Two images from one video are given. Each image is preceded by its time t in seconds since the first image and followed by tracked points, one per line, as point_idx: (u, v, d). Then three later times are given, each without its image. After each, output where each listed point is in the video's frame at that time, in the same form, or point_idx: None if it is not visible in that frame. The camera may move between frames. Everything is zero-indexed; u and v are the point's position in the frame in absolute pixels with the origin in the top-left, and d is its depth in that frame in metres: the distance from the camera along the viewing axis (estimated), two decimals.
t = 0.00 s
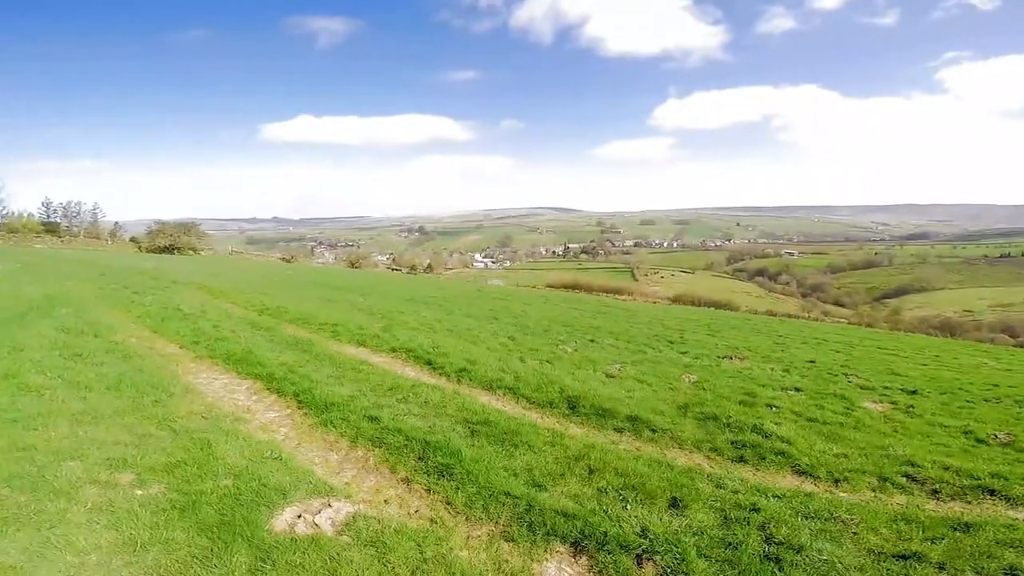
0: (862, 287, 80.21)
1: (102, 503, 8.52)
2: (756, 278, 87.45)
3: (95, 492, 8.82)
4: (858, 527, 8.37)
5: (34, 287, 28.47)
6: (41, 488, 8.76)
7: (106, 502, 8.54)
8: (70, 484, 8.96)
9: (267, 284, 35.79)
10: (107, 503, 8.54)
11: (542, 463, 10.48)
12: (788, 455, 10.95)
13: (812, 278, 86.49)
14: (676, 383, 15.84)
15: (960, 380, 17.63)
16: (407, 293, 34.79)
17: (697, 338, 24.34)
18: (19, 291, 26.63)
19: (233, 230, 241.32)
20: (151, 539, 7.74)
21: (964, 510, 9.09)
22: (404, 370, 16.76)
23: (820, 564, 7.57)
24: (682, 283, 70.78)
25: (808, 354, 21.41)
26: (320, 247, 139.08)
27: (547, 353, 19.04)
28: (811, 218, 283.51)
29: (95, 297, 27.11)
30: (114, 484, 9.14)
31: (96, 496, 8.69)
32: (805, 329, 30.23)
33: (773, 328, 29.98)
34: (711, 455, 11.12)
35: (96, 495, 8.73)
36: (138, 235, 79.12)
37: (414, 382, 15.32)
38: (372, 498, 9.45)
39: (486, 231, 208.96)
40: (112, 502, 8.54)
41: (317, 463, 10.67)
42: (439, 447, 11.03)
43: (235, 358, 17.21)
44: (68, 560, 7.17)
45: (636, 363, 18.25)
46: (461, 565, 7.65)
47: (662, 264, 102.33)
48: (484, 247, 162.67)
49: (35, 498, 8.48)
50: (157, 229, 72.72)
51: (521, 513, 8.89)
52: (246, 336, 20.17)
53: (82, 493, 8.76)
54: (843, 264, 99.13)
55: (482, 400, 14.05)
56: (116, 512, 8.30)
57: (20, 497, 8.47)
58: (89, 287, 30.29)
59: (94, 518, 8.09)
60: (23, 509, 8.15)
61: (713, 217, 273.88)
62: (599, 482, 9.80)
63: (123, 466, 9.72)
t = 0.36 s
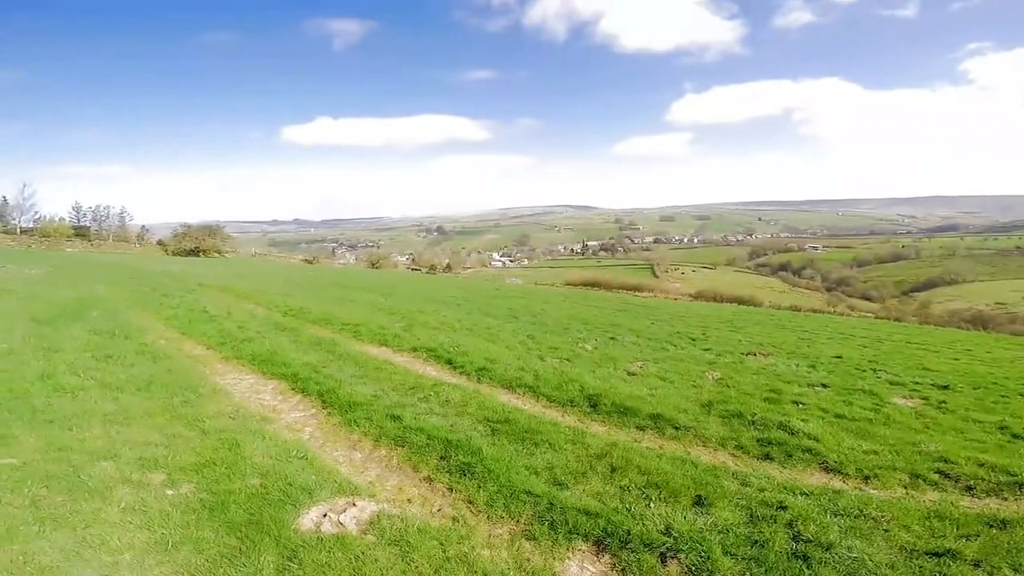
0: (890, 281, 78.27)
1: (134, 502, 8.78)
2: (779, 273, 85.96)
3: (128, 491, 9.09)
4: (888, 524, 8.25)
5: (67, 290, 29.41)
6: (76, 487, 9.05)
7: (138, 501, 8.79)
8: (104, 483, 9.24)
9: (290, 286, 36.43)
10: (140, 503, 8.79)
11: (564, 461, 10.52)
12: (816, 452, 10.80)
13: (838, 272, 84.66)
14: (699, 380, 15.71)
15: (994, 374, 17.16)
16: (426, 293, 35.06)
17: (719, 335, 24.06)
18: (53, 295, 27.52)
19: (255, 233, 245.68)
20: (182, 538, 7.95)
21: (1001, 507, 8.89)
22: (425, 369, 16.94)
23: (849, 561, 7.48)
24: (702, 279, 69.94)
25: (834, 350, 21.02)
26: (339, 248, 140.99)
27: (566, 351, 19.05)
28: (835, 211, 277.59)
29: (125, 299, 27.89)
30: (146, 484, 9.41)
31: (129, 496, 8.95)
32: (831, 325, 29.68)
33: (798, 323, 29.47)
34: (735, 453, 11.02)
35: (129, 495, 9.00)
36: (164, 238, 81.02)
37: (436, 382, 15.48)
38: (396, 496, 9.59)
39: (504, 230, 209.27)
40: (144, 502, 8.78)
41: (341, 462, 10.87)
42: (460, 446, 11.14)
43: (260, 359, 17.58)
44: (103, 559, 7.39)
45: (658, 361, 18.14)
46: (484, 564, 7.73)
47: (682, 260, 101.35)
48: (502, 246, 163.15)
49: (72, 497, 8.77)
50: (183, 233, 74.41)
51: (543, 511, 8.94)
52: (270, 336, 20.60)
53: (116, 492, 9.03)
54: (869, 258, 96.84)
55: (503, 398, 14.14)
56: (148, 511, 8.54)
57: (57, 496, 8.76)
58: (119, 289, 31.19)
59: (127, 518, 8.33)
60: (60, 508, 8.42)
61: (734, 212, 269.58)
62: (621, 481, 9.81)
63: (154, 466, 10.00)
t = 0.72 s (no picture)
0: (915, 283, 76.55)
1: (155, 498, 9.01)
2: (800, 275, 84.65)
3: (149, 487, 9.33)
4: (909, 527, 8.15)
5: (96, 286, 30.27)
6: (100, 483, 9.31)
7: (159, 497, 9.01)
8: (127, 479, 9.49)
9: (309, 284, 36.99)
10: (161, 498, 9.03)
11: (579, 462, 10.54)
12: (836, 455, 10.67)
13: (861, 274, 83.07)
14: (716, 383, 15.58)
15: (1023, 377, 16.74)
16: (443, 292, 35.30)
17: (737, 337, 23.82)
18: (82, 290, 28.35)
19: (275, 231, 249.52)
20: (200, 534, 8.13)
21: None
22: (442, 367, 17.10)
23: (869, 564, 7.40)
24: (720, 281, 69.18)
25: (856, 353, 20.67)
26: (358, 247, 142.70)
27: (582, 352, 19.04)
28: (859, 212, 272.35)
29: (150, 296, 28.62)
30: (167, 479, 9.66)
31: (150, 492, 9.19)
32: (853, 327, 29.16)
33: (819, 326, 29.02)
34: (754, 455, 10.93)
35: (150, 491, 9.24)
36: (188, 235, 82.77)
37: (452, 381, 15.61)
38: (411, 495, 9.71)
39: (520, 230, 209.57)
40: (165, 498, 9.01)
41: (358, 459, 11.03)
42: (476, 445, 11.23)
43: (280, 356, 17.89)
44: (123, 554, 7.58)
45: (675, 363, 18.04)
46: (497, 564, 7.79)
47: (701, 261, 100.46)
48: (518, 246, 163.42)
49: (95, 492, 9.02)
50: (205, 230, 76.00)
51: (557, 511, 8.98)
52: (290, 333, 20.96)
53: (138, 488, 9.28)
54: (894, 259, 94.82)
55: (518, 398, 14.21)
56: (168, 507, 8.75)
57: (81, 491, 9.03)
58: (144, 286, 31.99)
59: (148, 514, 8.54)
60: (84, 503, 8.67)
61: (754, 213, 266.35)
62: (637, 482, 9.80)
63: (174, 462, 10.25)
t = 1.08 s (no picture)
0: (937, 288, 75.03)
1: (173, 492, 9.20)
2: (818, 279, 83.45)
3: (167, 482, 9.52)
4: (926, 533, 8.05)
5: (118, 282, 30.96)
6: (119, 477, 9.51)
7: (176, 492, 9.19)
8: (145, 474, 9.69)
9: (325, 283, 37.40)
10: (178, 493, 9.21)
11: (591, 463, 10.53)
12: (852, 460, 10.52)
13: (881, 278, 81.66)
14: (731, 386, 15.44)
15: None
16: (457, 292, 35.45)
17: (753, 341, 23.57)
18: (104, 286, 28.99)
19: (292, 230, 252.58)
20: (215, 529, 8.28)
21: None
22: (455, 367, 17.19)
23: (884, 570, 7.32)
24: (736, 284, 68.45)
25: (874, 358, 20.34)
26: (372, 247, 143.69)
27: (595, 354, 19.00)
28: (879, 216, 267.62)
29: (170, 292, 29.16)
30: (184, 474, 9.84)
31: (168, 487, 9.37)
32: (873, 332, 28.67)
33: (837, 330, 28.60)
34: (768, 460, 10.82)
35: (168, 485, 9.42)
36: (207, 233, 84.14)
37: (465, 380, 15.68)
38: (423, 493, 9.78)
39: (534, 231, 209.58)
40: (182, 493, 9.19)
41: (372, 457, 11.14)
42: (488, 445, 11.27)
43: (296, 353, 18.13)
44: (140, 547, 7.74)
45: (689, 366, 17.91)
46: (507, 563, 7.82)
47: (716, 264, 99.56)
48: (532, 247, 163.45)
49: (115, 486, 9.22)
50: (225, 228, 77.28)
51: (568, 512, 8.98)
52: (305, 331, 21.21)
53: (155, 482, 9.47)
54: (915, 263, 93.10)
55: (531, 399, 14.23)
56: (184, 502, 8.92)
57: (101, 484, 9.24)
58: (164, 283, 32.59)
59: (164, 508, 8.72)
60: (104, 496, 8.87)
61: (771, 216, 262.77)
62: (649, 484, 9.76)
63: (191, 458, 10.44)
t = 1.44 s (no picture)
0: (963, 292, 73.20)
1: (193, 488, 9.39)
2: (839, 282, 81.99)
3: (187, 478, 9.71)
4: (946, 539, 7.93)
5: (142, 281, 31.66)
6: (141, 472, 9.74)
7: (196, 488, 9.38)
8: (167, 470, 9.92)
9: (343, 283, 37.80)
10: (198, 489, 9.40)
11: (605, 466, 10.51)
12: (872, 465, 10.35)
13: (904, 282, 79.91)
14: (748, 390, 15.28)
15: None
16: (473, 294, 35.58)
17: (771, 345, 23.28)
18: (128, 285, 29.67)
19: (310, 231, 255.69)
20: (233, 526, 8.43)
21: None
22: (470, 368, 17.26)
23: None
24: (754, 287, 67.60)
25: (896, 363, 19.95)
26: (389, 248, 145.26)
27: (611, 357, 18.94)
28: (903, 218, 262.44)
29: (192, 291, 29.74)
30: (204, 471, 10.05)
31: (188, 483, 9.57)
32: (896, 336, 28.10)
33: (858, 335, 28.09)
34: (786, 464, 10.69)
35: (188, 481, 9.62)
36: (228, 234, 85.66)
37: (480, 382, 15.75)
38: (437, 493, 9.85)
39: (550, 233, 209.32)
40: (202, 489, 9.39)
41: (387, 456, 11.26)
42: (502, 446, 11.32)
43: (314, 353, 18.37)
44: (160, 543, 7.91)
45: (706, 369, 17.76)
46: (519, 564, 7.86)
47: (735, 267, 98.35)
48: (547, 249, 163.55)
49: (136, 481, 9.44)
50: (245, 229, 78.53)
51: (581, 514, 8.98)
52: (323, 331, 21.46)
53: (176, 478, 9.68)
54: (941, 267, 90.87)
55: (546, 401, 14.23)
56: (203, 498, 9.09)
57: (123, 479, 9.47)
58: (186, 282, 33.23)
59: (184, 504, 8.89)
60: (126, 492, 9.08)
61: (792, 218, 258.83)
62: (664, 487, 9.71)
63: (212, 455, 10.65)
